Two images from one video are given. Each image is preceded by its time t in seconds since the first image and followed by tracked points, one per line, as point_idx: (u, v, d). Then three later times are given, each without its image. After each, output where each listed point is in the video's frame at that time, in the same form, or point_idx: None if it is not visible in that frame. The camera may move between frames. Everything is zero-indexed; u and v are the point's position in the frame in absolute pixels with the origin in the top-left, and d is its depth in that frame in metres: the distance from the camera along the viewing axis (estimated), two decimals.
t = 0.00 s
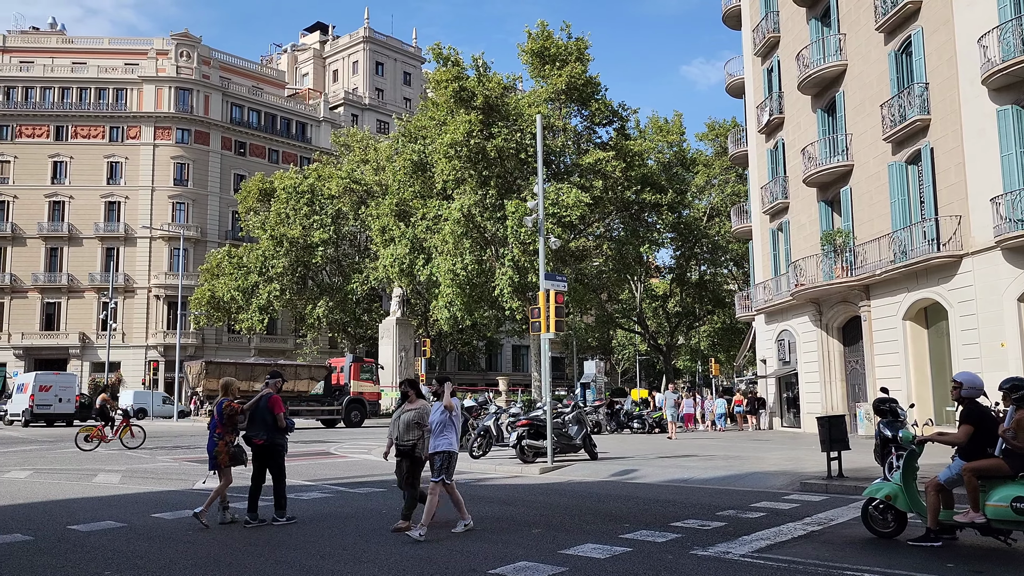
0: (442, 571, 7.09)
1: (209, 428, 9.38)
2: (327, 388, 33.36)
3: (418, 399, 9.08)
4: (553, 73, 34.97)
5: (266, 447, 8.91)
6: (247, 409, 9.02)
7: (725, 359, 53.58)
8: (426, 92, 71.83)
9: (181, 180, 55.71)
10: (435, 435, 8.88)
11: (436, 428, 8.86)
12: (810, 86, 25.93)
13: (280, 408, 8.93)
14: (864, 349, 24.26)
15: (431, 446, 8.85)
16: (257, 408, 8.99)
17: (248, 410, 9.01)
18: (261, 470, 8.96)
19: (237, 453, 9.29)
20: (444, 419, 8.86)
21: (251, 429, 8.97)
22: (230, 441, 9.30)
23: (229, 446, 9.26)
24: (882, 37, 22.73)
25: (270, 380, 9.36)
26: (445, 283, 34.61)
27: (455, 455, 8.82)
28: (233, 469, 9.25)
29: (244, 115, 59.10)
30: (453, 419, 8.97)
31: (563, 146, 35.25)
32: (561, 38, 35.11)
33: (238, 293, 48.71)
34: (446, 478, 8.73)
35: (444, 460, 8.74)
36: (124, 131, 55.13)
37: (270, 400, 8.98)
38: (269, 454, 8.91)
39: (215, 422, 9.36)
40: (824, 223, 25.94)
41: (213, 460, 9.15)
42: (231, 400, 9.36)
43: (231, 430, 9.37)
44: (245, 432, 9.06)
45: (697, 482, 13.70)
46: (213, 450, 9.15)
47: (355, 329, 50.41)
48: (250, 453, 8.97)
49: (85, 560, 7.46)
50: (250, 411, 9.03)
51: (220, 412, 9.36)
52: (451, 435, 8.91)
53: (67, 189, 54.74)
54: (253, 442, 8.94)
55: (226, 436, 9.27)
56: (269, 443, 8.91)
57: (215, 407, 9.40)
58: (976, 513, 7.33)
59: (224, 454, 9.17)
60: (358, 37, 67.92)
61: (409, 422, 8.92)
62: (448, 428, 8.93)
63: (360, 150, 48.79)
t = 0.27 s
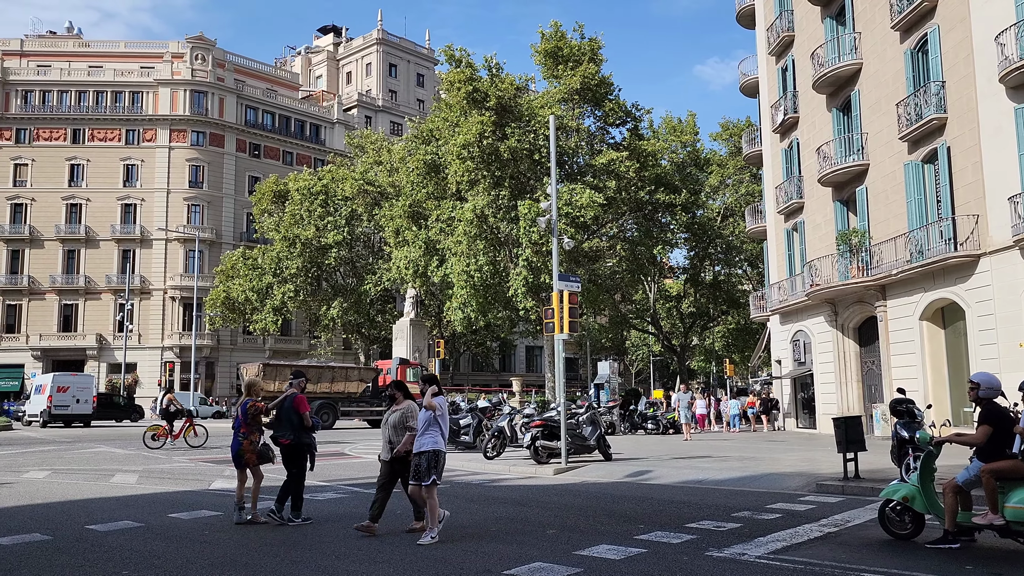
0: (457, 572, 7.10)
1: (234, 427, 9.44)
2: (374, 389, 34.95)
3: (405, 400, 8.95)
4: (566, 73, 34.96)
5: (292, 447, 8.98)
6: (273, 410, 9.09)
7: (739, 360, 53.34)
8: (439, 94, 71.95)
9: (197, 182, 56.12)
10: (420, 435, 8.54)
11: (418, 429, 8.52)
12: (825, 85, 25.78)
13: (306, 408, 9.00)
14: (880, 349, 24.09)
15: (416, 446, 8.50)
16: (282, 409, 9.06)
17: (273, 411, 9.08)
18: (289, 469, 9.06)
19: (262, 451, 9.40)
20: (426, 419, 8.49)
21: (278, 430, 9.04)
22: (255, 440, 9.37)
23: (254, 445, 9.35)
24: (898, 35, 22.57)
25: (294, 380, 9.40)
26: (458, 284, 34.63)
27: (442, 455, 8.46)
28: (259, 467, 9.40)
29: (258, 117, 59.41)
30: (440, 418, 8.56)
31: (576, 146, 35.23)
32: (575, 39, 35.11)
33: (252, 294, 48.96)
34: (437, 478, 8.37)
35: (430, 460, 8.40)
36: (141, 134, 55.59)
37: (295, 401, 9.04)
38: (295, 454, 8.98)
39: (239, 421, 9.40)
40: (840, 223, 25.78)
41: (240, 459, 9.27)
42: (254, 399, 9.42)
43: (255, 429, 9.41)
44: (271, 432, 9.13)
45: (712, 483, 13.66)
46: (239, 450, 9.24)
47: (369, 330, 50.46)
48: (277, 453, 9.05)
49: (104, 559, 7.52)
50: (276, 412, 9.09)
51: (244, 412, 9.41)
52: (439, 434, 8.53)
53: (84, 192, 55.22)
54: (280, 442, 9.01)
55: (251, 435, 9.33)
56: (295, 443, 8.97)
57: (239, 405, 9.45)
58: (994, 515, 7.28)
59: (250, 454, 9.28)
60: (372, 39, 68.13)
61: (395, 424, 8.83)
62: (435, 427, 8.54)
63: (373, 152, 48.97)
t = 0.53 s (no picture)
0: (473, 572, 7.10)
1: (263, 428, 9.56)
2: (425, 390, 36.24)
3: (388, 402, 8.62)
4: (581, 73, 34.94)
5: (316, 446, 9.10)
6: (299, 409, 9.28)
7: (756, 360, 53.04)
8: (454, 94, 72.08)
9: (214, 184, 56.50)
10: (409, 440, 8.26)
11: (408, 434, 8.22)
12: (843, 83, 25.60)
13: (331, 408, 9.17)
14: (899, 349, 23.91)
15: (405, 452, 8.22)
16: (308, 408, 9.26)
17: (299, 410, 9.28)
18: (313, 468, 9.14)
19: (291, 451, 9.50)
20: (416, 424, 8.20)
21: (302, 428, 9.20)
22: (284, 441, 9.47)
23: (283, 446, 9.43)
24: (917, 33, 22.39)
25: (320, 382, 9.60)
26: (473, 284, 34.68)
27: (433, 461, 8.24)
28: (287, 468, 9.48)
29: (275, 119, 59.75)
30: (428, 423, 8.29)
31: (591, 146, 35.18)
32: (590, 39, 35.08)
33: (269, 294, 49.23)
34: (431, 484, 8.18)
35: (422, 467, 8.17)
36: (159, 136, 56.05)
37: (320, 400, 9.24)
38: (319, 452, 9.09)
39: (268, 422, 9.50)
40: (858, 222, 25.61)
41: (268, 458, 9.35)
42: (283, 400, 9.54)
43: (284, 429, 9.51)
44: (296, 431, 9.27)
45: (729, 483, 13.60)
46: (268, 449, 9.33)
47: (385, 330, 50.53)
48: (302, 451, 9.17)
49: (124, 558, 7.59)
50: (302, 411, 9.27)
51: (272, 412, 9.52)
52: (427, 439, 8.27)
53: (103, 194, 55.74)
54: (304, 441, 9.14)
55: (280, 436, 9.44)
56: (319, 441, 9.10)
57: (268, 407, 9.59)
58: (1016, 517, 7.21)
59: (278, 454, 9.37)
60: (387, 40, 68.32)
61: (382, 428, 8.49)
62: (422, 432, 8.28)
63: (389, 152, 49.13)
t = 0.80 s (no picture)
0: (489, 571, 7.11)
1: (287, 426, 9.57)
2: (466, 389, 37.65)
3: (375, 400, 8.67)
4: (594, 72, 34.89)
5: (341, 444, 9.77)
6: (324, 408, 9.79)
7: (770, 359, 52.77)
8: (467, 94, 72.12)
9: (228, 184, 56.78)
10: (389, 440, 7.94)
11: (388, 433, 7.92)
12: (858, 81, 25.45)
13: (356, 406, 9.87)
14: (916, 348, 23.73)
15: (384, 451, 7.93)
16: (331, 408, 9.86)
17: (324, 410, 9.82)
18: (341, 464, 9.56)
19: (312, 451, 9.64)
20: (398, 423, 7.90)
21: (326, 427, 9.80)
22: (310, 439, 9.57)
23: (308, 444, 9.54)
24: (933, 29, 22.22)
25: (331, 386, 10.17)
26: (485, 284, 34.68)
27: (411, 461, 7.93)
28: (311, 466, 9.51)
29: (288, 119, 60.01)
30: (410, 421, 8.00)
31: (604, 145, 35.13)
32: (603, 38, 35.02)
33: (283, 294, 49.44)
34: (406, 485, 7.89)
35: (399, 467, 7.87)
36: (173, 136, 56.42)
37: (345, 400, 9.88)
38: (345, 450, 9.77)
39: (295, 419, 9.57)
40: (874, 220, 25.45)
41: (296, 455, 9.37)
42: (308, 398, 9.74)
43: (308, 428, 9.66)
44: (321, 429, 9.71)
45: (743, 483, 13.55)
46: (299, 445, 9.37)
47: (398, 329, 50.57)
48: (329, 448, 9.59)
49: (142, 556, 7.64)
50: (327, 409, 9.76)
51: (299, 409, 9.61)
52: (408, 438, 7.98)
53: (119, 194, 56.16)
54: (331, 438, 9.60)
55: (307, 433, 9.55)
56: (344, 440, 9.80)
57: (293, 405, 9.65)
58: None
59: (305, 451, 9.44)
60: (400, 40, 68.43)
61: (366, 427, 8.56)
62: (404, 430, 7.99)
63: (401, 152, 49.27)
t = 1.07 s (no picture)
0: (508, 571, 7.10)
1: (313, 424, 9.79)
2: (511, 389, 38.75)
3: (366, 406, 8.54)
4: (611, 71, 34.82)
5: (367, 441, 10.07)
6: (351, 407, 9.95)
7: (789, 359, 52.48)
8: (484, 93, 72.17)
9: (247, 185, 57.16)
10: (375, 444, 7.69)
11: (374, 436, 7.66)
12: (878, 78, 25.22)
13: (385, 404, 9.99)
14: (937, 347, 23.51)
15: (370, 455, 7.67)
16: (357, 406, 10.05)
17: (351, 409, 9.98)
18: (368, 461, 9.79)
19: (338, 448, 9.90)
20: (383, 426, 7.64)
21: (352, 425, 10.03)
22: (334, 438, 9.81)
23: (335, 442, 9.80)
24: (955, 25, 21.99)
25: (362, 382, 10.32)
26: (501, 283, 34.70)
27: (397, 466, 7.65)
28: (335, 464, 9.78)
29: (306, 120, 60.31)
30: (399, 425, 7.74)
31: (621, 144, 35.10)
32: (621, 36, 34.95)
33: (301, 293, 49.71)
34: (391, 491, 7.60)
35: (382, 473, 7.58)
36: (192, 137, 56.86)
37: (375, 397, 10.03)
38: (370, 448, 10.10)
39: (321, 418, 9.84)
40: (894, 218, 25.22)
41: (323, 454, 9.63)
42: (334, 397, 9.91)
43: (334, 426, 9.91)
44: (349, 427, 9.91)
45: (762, 483, 13.47)
46: (323, 444, 9.62)
47: (415, 329, 50.67)
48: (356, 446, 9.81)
49: (163, 553, 7.70)
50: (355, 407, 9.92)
51: (324, 409, 9.85)
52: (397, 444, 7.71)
53: (139, 195, 56.68)
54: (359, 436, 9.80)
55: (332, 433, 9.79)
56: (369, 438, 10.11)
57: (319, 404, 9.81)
58: None
59: (330, 449, 9.69)
60: (417, 40, 68.55)
61: (353, 431, 8.57)
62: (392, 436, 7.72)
63: (418, 152, 49.43)
